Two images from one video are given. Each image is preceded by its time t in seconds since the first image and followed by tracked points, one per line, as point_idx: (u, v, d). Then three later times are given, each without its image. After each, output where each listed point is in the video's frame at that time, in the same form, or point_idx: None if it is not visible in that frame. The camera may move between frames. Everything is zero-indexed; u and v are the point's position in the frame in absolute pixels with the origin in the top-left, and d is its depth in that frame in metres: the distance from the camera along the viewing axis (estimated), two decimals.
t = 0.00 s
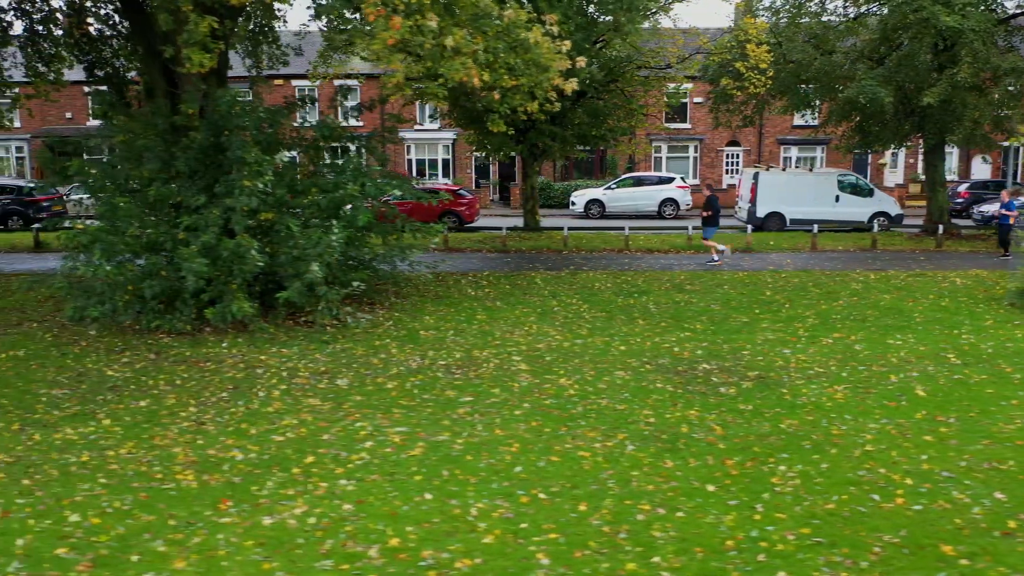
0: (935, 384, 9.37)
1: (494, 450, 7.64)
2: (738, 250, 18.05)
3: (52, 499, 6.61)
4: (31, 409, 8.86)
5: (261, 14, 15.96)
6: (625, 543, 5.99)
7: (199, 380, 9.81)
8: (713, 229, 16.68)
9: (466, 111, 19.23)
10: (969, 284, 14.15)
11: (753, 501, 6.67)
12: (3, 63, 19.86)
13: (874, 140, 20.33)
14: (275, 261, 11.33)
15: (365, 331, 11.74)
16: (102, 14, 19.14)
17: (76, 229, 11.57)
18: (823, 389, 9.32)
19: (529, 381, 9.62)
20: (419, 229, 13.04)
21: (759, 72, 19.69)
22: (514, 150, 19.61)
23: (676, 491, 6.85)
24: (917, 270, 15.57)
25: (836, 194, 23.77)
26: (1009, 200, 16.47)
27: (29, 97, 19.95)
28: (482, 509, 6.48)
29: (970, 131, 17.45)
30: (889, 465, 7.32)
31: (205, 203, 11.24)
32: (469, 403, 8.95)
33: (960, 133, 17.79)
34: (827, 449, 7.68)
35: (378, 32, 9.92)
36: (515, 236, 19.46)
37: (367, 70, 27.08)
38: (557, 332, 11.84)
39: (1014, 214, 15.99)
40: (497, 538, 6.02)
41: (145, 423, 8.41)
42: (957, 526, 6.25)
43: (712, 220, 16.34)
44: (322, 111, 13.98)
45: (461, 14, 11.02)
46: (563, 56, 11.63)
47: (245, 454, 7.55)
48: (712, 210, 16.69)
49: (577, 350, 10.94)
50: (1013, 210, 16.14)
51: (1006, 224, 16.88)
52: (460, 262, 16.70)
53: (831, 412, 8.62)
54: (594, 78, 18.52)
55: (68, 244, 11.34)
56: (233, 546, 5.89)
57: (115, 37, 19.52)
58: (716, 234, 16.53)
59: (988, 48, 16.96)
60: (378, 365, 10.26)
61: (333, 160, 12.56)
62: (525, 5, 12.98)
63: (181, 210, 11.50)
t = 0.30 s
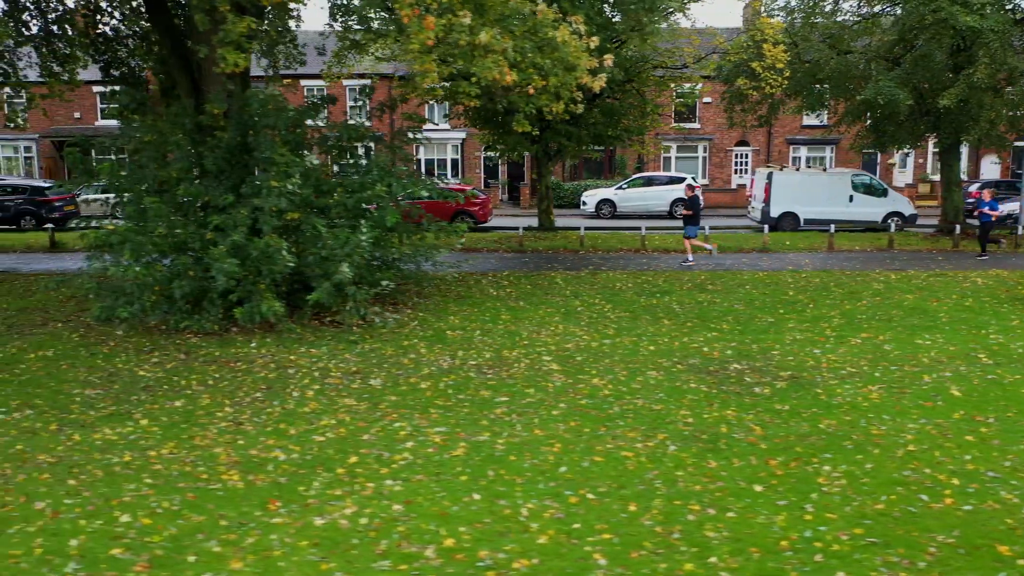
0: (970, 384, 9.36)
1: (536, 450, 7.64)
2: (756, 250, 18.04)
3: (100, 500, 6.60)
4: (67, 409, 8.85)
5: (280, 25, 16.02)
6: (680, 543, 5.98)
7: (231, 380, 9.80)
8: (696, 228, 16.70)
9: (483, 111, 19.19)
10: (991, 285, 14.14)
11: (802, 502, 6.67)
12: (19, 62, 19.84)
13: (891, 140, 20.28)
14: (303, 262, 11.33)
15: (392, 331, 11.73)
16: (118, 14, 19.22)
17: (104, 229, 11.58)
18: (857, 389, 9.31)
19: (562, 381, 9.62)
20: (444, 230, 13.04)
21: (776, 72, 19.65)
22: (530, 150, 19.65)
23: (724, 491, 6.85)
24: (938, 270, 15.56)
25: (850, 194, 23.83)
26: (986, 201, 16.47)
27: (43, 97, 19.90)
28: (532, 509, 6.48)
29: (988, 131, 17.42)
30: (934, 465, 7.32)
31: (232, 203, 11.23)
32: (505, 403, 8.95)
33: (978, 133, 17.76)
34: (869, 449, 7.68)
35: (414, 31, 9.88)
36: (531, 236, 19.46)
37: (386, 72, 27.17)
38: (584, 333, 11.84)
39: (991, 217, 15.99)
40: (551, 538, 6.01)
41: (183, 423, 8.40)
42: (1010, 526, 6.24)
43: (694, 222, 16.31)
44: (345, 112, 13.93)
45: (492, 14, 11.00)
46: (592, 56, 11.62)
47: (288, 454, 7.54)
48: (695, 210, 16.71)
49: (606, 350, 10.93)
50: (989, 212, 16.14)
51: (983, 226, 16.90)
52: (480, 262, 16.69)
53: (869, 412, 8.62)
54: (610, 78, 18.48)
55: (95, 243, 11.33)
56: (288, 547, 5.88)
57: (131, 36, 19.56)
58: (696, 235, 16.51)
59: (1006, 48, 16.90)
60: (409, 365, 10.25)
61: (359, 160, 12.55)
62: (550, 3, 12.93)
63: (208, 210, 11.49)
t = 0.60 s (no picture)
0: (1005, 384, 9.36)
1: (579, 450, 7.63)
2: (773, 250, 18.04)
3: (149, 500, 6.59)
4: (103, 410, 8.85)
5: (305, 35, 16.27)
6: (736, 544, 5.97)
7: (263, 380, 9.79)
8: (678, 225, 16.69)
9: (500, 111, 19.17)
10: (1014, 285, 14.13)
11: (852, 502, 6.66)
12: (35, 62, 19.85)
13: (906, 141, 20.26)
14: (331, 262, 11.31)
15: (419, 331, 11.72)
16: (134, 14, 19.32)
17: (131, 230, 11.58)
18: (892, 389, 9.31)
19: (596, 382, 9.61)
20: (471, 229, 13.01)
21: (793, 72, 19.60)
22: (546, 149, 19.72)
23: (772, 491, 6.84)
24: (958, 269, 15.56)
25: (864, 194, 23.92)
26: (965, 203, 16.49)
27: (57, 97, 19.86)
28: (582, 509, 6.47)
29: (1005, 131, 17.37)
30: (980, 465, 7.31)
31: (261, 203, 11.22)
32: (541, 404, 8.94)
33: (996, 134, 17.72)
34: (912, 449, 7.67)
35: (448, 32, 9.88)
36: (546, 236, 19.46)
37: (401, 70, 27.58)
38: (611, 333, 11.83)
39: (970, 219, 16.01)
40: (606, 538, 6.01)
41: (220, 423, 8.39)
42: None
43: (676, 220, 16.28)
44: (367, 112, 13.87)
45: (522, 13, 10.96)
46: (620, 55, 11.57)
47: (332, 454, 7.53)
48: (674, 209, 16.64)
49: (636, 350, 10.92)
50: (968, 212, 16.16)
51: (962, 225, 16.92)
52: (499, 261, 16.69)
53: (908, 412, 8.61)
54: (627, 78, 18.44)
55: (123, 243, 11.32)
56: (343, 548, 5.86)
57: (147, 37, 19.64)
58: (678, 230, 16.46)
59: None
60: (441, 365, 10.25)
61: (385, 161, 12.54)
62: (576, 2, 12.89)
63: (235, 210, 11.48)
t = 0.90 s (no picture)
0: None
1: (622, 450, 7.62)
2: (789, 250, 18.03)
3: (198, 501, 6.57)
4: (139, 409, 8.83)
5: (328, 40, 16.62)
6: (791, 545, 5.95)
7: (295, 380, 9.77)
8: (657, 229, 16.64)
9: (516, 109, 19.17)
10: None
11: (902, 502, 6.64)
12: (50, 62, 19.80)
13: (922, 140, 20.25)
14: (358, 262, 11.30)
15: (446, 330, 11.71)
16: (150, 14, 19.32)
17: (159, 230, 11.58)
18: (927, 389, 9.29)
19: (629, 381, 9.61)
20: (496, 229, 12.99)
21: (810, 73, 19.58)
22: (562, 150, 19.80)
23: (820, 491, 6.83)
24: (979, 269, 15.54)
25: (877, 194, 24.06)
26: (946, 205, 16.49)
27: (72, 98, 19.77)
28: (633, 509, 6.46)
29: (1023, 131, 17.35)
30: None
31: (288, 203, 11.21)
32: (577, 403, 8.93)
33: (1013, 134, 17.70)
34: (956, 449, 7.65)
35: (479, 32, 9.84)
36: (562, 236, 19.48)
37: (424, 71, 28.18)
38: (638, 333, 11.81)
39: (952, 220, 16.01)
40: (662, 538, 6.00)
41: (258, 423, 8.37)
42: None
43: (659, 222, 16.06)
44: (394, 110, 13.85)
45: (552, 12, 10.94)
46: (646, 53, 11.55)
47: (375, 454, 7.52)
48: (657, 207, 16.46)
49: (666, 349, 10.91)
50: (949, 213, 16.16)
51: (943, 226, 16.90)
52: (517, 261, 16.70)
53: (946, 412, 8.60)
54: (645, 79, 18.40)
55: (150, 243, 11.30)
56: (399, 548, 5.84)
57: (162, 37, 19.65)
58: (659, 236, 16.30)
59: None
60: (472, 365, 10.23)
61: (411, 159, 12.51)
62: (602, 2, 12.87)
63: (262, 210, 11.46)
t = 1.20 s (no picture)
0: None
1: (665, 450, 7.62)
2: (806, 250, 18.04)
3: (249, 501, 6.58)
4: (176, 409, 8.83)
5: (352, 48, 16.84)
6: (847, 544, 5.95)
7: (329, 380, 9.76)
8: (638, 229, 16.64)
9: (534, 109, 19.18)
10: None
11: (952, 502, 6.64)
12: (65, 63, 19.80)
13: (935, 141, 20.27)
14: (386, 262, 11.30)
15: (473, 330, 11.71)
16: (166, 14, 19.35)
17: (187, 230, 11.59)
18: (963, 389, 9.30)
19: (663, 381, 9.62)
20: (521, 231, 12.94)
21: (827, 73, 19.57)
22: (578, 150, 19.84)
23: (869, 491, 6.83)
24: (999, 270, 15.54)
25: (891, 195, 24.25)
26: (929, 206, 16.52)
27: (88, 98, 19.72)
28: (684, 509, 6.47)
29: None
30: None
31: (317, 203, 11.21)
32: (614, 404, 8.93)
33: None
34: (999, 449, 7.65)
35: (512, 29, 9.82)
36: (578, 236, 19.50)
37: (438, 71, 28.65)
38: (666, 333, 11.81)
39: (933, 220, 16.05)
40: (717, 538, 6.00)
41: (297, 424, 8.37)
42: None
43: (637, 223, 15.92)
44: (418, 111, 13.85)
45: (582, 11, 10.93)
46: (673, 53, 11.54)
47: (419, 454, 7.52)
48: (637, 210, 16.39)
49: (696, 350, 10.91)
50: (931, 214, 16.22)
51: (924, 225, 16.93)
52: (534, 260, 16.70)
53: (984, 412, 8.60)
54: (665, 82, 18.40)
55: (178, 243, 11.30)
56: (457, 549, 5.84)
57: (178, 37, 19.57)
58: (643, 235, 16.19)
59: None
60: (503, 365, 10.23)
61: (436, 160, 12.51)
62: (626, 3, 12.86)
63: (290, 210, 11.46)
